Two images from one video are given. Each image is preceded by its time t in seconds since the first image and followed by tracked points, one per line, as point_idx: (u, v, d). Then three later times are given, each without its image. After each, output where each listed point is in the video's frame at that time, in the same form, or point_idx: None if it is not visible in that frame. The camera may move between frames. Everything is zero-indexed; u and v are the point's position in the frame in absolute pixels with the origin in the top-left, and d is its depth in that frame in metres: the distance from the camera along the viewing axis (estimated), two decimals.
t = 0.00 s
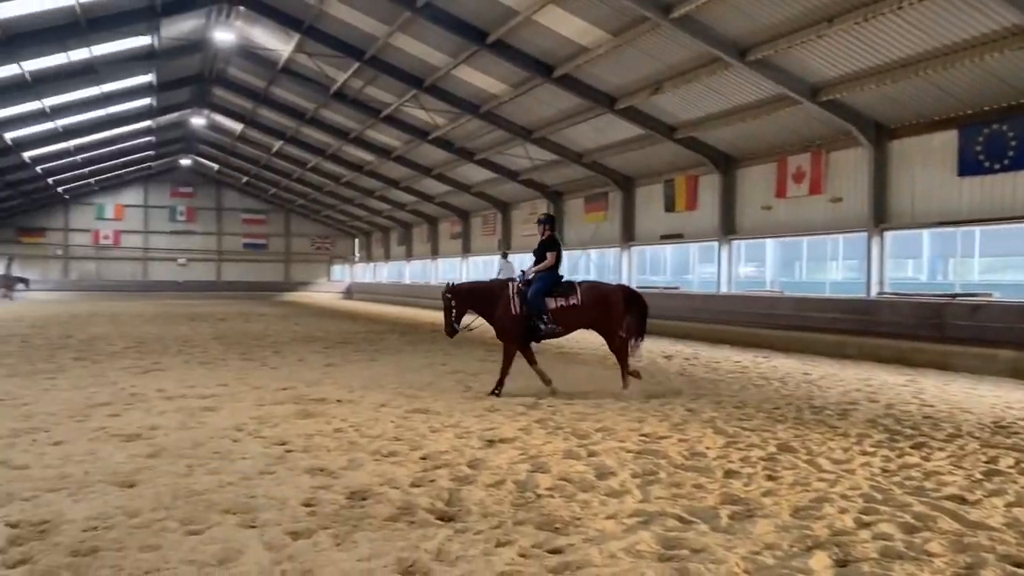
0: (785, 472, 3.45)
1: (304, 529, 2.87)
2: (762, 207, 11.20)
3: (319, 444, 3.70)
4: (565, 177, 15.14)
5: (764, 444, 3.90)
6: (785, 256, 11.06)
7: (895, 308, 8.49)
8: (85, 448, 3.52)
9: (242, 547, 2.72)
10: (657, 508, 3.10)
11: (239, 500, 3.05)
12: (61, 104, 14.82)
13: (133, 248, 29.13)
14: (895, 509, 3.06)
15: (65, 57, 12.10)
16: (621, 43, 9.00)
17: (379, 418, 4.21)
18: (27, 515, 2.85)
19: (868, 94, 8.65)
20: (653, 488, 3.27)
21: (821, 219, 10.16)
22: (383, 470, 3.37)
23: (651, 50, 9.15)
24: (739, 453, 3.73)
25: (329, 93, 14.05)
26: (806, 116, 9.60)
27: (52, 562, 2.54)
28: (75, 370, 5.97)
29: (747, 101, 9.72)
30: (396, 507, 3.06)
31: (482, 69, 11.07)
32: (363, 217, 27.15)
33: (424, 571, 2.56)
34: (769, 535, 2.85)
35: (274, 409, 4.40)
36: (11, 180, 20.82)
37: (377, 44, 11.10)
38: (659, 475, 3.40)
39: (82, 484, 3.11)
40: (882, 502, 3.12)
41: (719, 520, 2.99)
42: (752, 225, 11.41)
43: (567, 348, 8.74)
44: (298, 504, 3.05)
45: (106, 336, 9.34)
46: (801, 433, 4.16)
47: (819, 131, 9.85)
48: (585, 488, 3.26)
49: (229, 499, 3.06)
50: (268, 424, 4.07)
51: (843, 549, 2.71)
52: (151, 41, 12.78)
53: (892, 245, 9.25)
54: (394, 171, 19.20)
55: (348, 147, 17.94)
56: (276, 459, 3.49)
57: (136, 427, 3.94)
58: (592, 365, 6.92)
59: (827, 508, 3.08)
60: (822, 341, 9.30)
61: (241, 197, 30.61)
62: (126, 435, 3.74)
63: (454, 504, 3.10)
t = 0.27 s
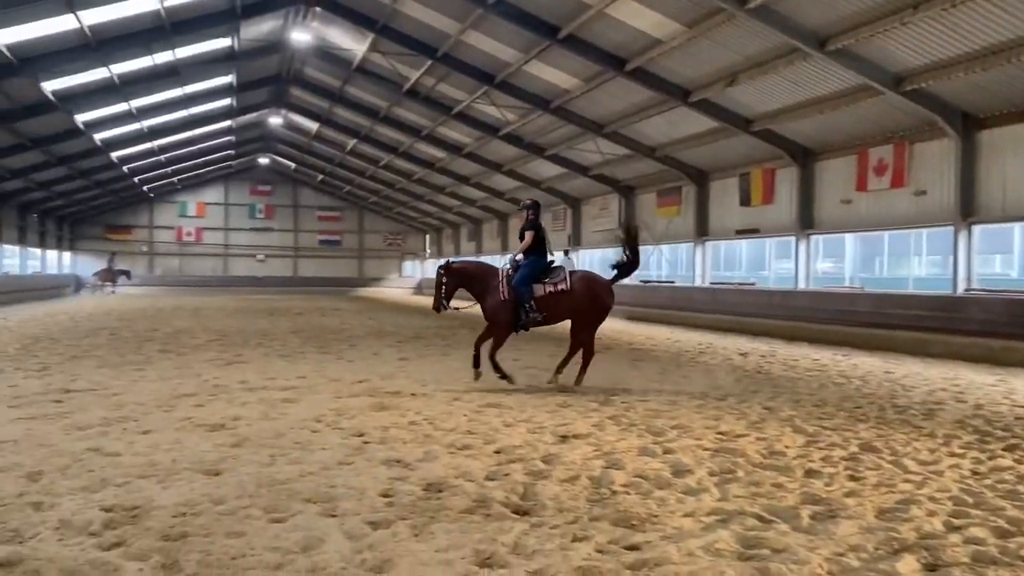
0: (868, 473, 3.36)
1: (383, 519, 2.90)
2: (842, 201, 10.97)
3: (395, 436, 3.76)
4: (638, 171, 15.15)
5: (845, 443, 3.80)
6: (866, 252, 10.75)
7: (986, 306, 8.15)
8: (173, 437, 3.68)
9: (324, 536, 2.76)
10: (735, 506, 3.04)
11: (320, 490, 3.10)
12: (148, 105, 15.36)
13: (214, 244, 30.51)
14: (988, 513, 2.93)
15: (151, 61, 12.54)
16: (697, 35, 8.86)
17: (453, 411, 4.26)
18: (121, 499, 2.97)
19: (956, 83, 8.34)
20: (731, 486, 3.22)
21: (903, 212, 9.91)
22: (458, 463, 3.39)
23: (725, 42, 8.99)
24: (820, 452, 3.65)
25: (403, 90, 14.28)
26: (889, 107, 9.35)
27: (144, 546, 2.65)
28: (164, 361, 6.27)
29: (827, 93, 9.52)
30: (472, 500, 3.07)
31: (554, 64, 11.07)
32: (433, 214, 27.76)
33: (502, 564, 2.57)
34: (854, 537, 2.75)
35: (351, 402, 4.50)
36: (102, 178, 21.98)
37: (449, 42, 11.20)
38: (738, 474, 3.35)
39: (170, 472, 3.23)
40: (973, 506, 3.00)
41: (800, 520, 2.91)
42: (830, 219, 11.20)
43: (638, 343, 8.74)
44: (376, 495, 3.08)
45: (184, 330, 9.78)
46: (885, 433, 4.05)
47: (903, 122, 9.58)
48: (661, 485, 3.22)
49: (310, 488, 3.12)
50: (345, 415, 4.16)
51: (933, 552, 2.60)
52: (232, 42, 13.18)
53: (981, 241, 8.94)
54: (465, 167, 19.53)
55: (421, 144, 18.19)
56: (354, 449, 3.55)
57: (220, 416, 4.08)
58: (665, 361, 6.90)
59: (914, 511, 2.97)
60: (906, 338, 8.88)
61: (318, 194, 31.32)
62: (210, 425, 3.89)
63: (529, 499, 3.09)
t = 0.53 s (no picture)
0: (950, 476, 3.24)
1: (452, 513, 2.92)
2: (919, 194, 10.63)
3: (463, 430, 3.79)
4: (707, 165, 15.03)
5: (924, 445, 3.69)
6: (942, 247, 10.43)
7: None
8: (248, 428, 3.79)
9: (395, 528, 2.79)
10: (810, 508, 2.97)
11: (390, 482, 3.14)
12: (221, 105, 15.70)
13: (285, 241, 31.21)
14: None
15: (226, 61, 12.78)
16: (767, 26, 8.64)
17: (520, 407, 4.29)
18: (200, 489, 3.05)
19: None
20: (805, 487, 3.15)
21: (985, 205, 9.53)
22: (526, 458, 3.40)
23: (796, 33, 8.75)
24: (898, 454, 3.54)
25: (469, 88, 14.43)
26: (972, 98, 8.98)
27: (223, 535, 2.72)
28: (238, 354, 6.49)
29: (905, 83, 9.20)
30: (541, 495, 3.06)
31: (621, 58, 10.96)
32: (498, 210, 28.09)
33: (572, 560, 2.55)
34: (935, 542, 2.65)
35: (418, 396, 4.57)
36: (177, 176, 22.75)
37: (516, 37, 11.14)
38: (811, 474, 3.28)
39: (246, 463, 3.31)
40: None
41: (878, 523, 2.82)
42: (906, 214, 10.88)
43: (704, 340, 8.69)
44: (445, 489, 3.10)
45: (252, 324, 10.11)
46: (966, 434, 3.91)
47: (987, 113, 9.19)
48: (732, 485, 3.17)
49: (380, 481, 3.15)
50: (414, 409, 4.22)
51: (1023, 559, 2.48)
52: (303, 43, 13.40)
53: None
54: (529, 163, 19.66)
55: (486, 140, 18.39)
56: (422, 443, 3.59)
57: (292, 409, 4.19)
58: (733, 359, 6.82)
59: (1000, 515, 2.85)
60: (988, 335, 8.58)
61: (384, 192, 32.14)
62: (283, 417, 3.99)
63: (598, 496, 3.07)
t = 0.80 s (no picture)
0: None
1: (517, 508, 2.93)
2: (996, 188, 10.21)
3: (525, 427, 3.81)
4: (773, 159, 14.83)
5: (1003, 447, 3.56)
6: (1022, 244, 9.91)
7: None
8: (315, 421, 3.89)
9: (460, 522, 2.81)
10: (882, 509, 2.88)
11: (454, 476, 3.16)
12: (287, 105, 16.21)
13: (348, 238, 31.88)
14: None
15: (292, 61, 13.13)
16: (836, 17, 8.43)
17: (582, 404, 4.29)
18: (270, 480, 3.12)
19: None
20: (877, 489, 3.07)
21: None
22: (590, 455, 3.39)
23: (867, 23, 8.52)
24: (974, 456, 3.43)
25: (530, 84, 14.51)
26: None
27: (293, 525, 2.78)
28: (304, 348, 6.68)
29: (981, 74, 8.85)
30: (605, 492, 3.05)
31: (684, 52, 10.84)
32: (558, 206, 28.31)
33: (638, 558, 2.53)
34: (1016, 547, 2.53)
35: (480, 392, 4.62)
36: (245, 175, 23.50)
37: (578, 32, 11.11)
38: (883, 476, 3.20)
39: (314, 454, 3.38)
40: None
41: (955, 527, 2.72)
42: (983, 209, 10.47)
43: (769, 338, 8.59)
44: (509, 484, 3.11)
45: (313, 319, 10.37)
46: None
47: None
48: (801, 485, 3.11)
49: (445, 475, 3.18)
50: (477, 405, 4.27)
51: None
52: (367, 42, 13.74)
53: None
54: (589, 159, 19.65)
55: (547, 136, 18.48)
56: (486, 439, 3.61)
57: (357, 403, 4.28)
58: (800, 357, 6.71)
59: None
60: None
61: (445, 189, 32.62)
62: (349, 411, 4.07)
63: (663, 494, 3.05)
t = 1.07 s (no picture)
0: None
1: (579, 506, 2.93)
2: None
3: (585, 425, 3.81)
4: (838, 155, 14.53)
5: None
6: None
7: None
8: (377, 416, 3.95)
9: (523, 519, 2.82)
10: (955, 513, 2.80)
11: (515, 473, 3.18)
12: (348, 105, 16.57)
13: (407, 237, 32.25)
14: None
15: (354, 61, 13.40)
16: (905, 7, 8.19)
17: (642, 403, 4.28)
18: (335, 473, 3.18)
19: None
20: (950, 492, 2.98)
21: None
22: (651, 454, 3.37)
23: (938, 13, 8.25)
24: None
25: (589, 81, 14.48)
26: None
27: (358, 518, 2.83)
28: (365, 345, 6.84)
29: None
30: (668, 492, 3.04)
31: (746, 45, 10.66)
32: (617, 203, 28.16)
33: (702, 558, 2.51)
34: None
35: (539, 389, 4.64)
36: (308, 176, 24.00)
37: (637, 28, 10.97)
38: (956, 479, 3.11)
39: (377, 449, 3.43)
40: None
41: None
42: None
43: (833, 337, 8.43)
44: (570, 482, 3.11)
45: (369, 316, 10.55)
46: None
47: None
48: (869, 487, 3.04)
49: (507, 472, 3.20)
50: (536, 402, 4.29)
51: None
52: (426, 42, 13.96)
53: None
54: (649, 155, 19.48)
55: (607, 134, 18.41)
56: (546, 436, 3.62)
57: (418, 399, 4.35)
58: (865, 356, 6.58)
59: None
60: None
61: (501, 187, 32.67)
62: (410, 407, 4.13)
63: (727, 494, 3.02)
